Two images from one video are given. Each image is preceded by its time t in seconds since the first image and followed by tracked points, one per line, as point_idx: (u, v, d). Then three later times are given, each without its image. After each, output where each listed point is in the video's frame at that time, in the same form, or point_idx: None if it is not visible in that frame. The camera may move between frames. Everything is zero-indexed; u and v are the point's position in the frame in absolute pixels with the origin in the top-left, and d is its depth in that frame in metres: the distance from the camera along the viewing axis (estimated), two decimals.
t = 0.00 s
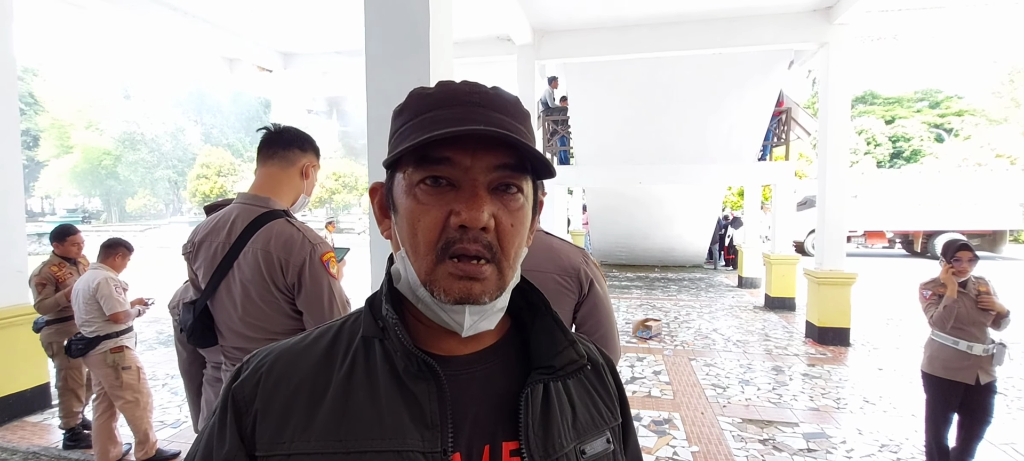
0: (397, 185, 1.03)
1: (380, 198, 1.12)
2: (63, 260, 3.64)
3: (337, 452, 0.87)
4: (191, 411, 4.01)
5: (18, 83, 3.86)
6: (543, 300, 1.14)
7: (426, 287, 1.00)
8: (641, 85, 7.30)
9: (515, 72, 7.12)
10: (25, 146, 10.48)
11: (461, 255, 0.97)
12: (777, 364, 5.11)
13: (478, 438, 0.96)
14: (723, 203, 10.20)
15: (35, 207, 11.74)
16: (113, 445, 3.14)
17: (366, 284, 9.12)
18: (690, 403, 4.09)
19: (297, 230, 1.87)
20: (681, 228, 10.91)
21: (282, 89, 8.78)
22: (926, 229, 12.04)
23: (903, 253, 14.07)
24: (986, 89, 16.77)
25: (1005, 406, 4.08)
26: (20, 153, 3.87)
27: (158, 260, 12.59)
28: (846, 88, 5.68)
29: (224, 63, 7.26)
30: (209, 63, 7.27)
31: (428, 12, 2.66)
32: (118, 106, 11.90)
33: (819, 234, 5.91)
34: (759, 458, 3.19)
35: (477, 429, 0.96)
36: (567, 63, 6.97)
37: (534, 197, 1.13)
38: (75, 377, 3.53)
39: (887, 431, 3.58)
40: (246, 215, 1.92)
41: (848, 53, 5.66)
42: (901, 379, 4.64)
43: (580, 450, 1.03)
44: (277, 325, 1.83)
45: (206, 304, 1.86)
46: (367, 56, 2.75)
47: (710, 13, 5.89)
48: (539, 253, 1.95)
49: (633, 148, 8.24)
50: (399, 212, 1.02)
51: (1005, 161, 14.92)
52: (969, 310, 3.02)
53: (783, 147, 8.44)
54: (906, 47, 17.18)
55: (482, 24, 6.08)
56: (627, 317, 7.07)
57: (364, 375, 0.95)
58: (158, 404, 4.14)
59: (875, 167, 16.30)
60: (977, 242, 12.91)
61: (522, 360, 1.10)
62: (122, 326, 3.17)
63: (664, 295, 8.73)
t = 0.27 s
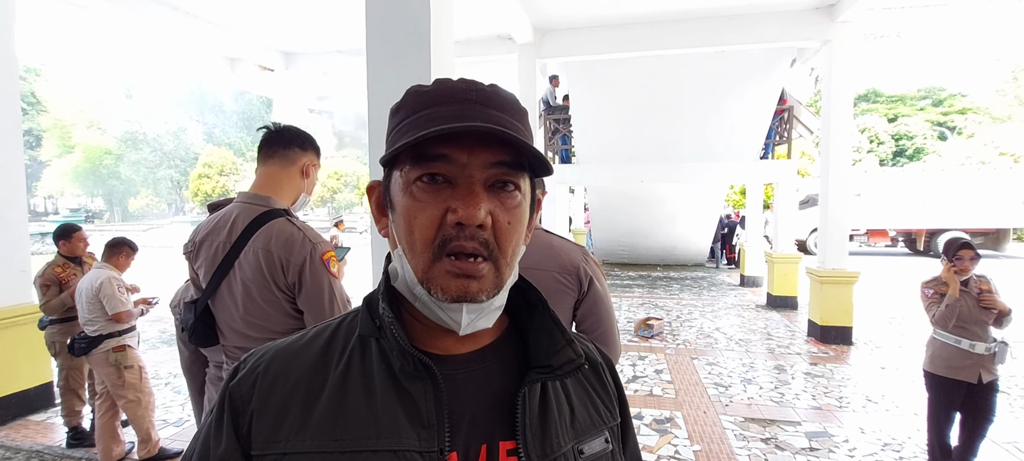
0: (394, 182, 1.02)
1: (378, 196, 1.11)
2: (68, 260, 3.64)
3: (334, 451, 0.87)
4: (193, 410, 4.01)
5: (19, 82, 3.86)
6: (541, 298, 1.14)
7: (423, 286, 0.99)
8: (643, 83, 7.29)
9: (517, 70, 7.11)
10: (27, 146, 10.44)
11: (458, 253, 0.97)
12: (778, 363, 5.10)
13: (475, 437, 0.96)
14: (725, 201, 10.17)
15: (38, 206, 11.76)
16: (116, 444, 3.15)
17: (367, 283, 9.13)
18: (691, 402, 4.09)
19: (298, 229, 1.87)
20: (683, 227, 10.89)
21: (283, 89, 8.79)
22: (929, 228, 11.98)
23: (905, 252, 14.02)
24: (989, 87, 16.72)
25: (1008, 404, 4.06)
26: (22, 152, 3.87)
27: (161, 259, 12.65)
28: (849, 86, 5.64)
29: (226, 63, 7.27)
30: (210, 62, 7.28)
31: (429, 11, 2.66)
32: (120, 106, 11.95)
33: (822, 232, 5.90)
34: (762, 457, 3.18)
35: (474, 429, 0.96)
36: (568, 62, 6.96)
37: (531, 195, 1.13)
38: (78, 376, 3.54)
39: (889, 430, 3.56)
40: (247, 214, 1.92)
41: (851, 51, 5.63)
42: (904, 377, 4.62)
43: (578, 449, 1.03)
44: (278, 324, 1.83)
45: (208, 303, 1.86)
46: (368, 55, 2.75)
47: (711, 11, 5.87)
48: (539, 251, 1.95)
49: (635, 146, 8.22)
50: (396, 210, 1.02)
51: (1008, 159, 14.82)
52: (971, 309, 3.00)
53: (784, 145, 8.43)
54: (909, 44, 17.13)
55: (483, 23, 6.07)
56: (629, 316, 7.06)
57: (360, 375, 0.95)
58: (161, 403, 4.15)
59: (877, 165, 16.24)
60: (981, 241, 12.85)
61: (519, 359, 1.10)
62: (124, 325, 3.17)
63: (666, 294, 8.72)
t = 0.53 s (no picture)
0: (397, 181, 1.03)
1: (382, 194, 1.11)
2: (74, 260, 3.64)
3: (337, 449, 0.87)
4: (197, 409, 4.02)
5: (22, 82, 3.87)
6: (544, 296, 1.14)
7: (426, 284, 0.99)
8: (644, 82, 7.27)
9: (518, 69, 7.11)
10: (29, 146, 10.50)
11: (461, 251, 0.97)
12: (781, 361, 5.09)
13: (478, 435, 0.96)
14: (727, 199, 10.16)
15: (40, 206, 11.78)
16: (120, 443, 3.16)
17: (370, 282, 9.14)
18: (694, 401, 4.09)
19: (300, 228, 1.87)
20: (685, 226, 10.88)
21: (285, 88, 8.80)
22: (932, 226, 11.95)
23: (908, 250, 13.98)
24: (992, 84, 16.66)
25: (1011, 403, 4.05)
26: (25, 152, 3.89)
27: (163, 258, 12.68)
28: (852, 84, 5.62)
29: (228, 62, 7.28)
30: (212, 62, 7.29)
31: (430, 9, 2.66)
32: (122, 105, 12.00)
33: (824, 231, 5.89)
34: (763, 456, 3.17)
35: (477, 427, 0.96)
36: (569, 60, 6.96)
37: (534, 193, 1.13)
38: (82, 377, 3.56)
39: (892, 429, 3.56)
40: (248, 213, 1.92)
41: (853, 49, 5.61)
42: (906, 376, 4.62)
43: (581, 448, 1.03)
44: (280, 322, 1.83)
45: (210, 303, 1.86)
46: (370, 54, 2.75)
47: (712, 10, 5.86)
48: (541, 249, 1.95)
49: (636, 145, 8.21)
50: (399, 208, 1.02)
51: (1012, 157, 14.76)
52: (973, 307, 2.99)
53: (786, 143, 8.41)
54: (912, 41, 17.05)
55: (485, 22, 6.06)
56: (630, 315, 7.06)
57: (363, 372, 0.95)
58: (164, 402, 4.16)
59: (880, 163, 16.22)
60: (984, 239, 12.81)
61: (523, 358, 1.10)
62: (126, 325, 3.18)
63: (668, 292, 8.71)
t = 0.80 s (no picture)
0: (401, 179, 1.03)
1: (386, 193, 1.12)
2: (81, 258, 3.66)
3: (342, 443, 0.88)
4: (199, 408, 4.03)
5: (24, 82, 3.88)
6: (548, 294, 1.14)
7: (430, 282, 1.00)
8: (646, 81, 7.26)
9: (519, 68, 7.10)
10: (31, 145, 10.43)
11: (465, 249, 0.97)
12: (782, 360, 5.09)
13: (482, 432, 0.96)
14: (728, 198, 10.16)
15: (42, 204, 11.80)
16: (122, 442, 3.17)
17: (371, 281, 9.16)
18: (695, 399, 4.09)
19: (302, 227, 1.88)
20: (686, 225, 10.88)
21: (286, 87, 8.81)
22: (934, 225, 11.93)
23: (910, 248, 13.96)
24: (995, 82, 16.60)
25: (1012, 401, 4.05)
26: (27, 152, 3.90)
27: (166, 257, 12.74)
28: (853, 82, 5.62)
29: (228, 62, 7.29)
30: (213, 61, 7.31)
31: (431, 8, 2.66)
32: (124, 105, 12.05)
33: (826, 229, 5.88)
34: (765, 454, 3.18)
35: (480, 424, 0.97)
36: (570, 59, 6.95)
37: (538, 192, 1.13)
38: (84, 377, 3.56)
39: (893, 427, 3.56)
40: (250, 213, 1.93)
41: (855, 47, 5.61)
42: (908, 374, 4.62)
43: (585, 446, 1.03)
44: (283, 322, 1.83)
45: (212, 302, 1.87)
46: (371, 53, 2.75)
47: (713, 8, 5.85)
48: (543, 248, 1.95)
49: (637, 144, 8.21)
50: (403, 207, 1.02)
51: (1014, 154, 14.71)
52: (974, 306, 2.99)
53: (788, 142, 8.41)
54: (914, 39, 17.00)
55: (486, 21, 6.06)
56: (632, 313, 7.07)
57: (368, 369, 0.96)
58: (166, 401, 4.17)
59: (881, 161, 16.20)
60: (985, 237, 12.79)
61: (526, 354, 1.10)
62: (129, 324, 3.18)
63: (669, 291, 8.72)
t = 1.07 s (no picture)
0: (402, 181, 1.03)
1: (386, 194, 1.12)
2: (84, 259, 3.66)
3: (343, 442, 0.88)
4: (200, 408, 4.04)
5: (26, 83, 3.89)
6: (548, 293, 1.14)
7: (432, 283, 1.00)
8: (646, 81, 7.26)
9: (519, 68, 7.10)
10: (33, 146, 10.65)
11: (466, 250, 0.98)
12: (783, 360, 5.09)
13: (482, 430, 0.97)
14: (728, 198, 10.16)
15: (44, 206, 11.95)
16: (124, 443, 3.19)
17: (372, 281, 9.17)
18: (695, 399, 4.10)
19: (303, 228, 1.88)
20: (687, 224, 10.88)
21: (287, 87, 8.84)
22: (935, 224, 11.91)
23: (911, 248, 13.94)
24: (996, 81, 16.60)
25: (1014, 401, 4.05)
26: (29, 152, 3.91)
27: (168, 257, 12.78)
28: (853, 82, 5.62)
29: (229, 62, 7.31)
30: (213, 62, 7.33)
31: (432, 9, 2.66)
32: (126, 106, 12.13)
33: (826, 229, 5.88)
34: (766, 454, 3.18)
35: (480, 423, 0.97)
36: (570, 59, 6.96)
37: (538, 193, 1.13)
38: (86, 378, 3.57)
39: (894, 427, 3.56)
40: (251, 214, 1.93)
41: (855, 47, 5.61)
42: (909, 374, 4.62)
43: (585, 445, 1.03)
44: (284, 322, 1.84)
45: (214, 303, 1.87)
46: (372, 54, 2.75)
47: (713, 8, 5.85)
48: (543, 249, 1.95)
49: (638, 143, 8.21)
50: (405, 208, 1.02)
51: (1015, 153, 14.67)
52: (975, 305, 2.99)
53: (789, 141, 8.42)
54: (915, 38, 16.98)
55: (486, 21, 6.07)
56: (632, 314, 7.07)
57: (369, 368, 0.96)
58: (167, 401, 4.18)
59: (882, 161, 16.21)
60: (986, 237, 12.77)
61: (526, 354, 1.10)
62: (132, 324, 3.19)
63: (669, 291, 8.72)
